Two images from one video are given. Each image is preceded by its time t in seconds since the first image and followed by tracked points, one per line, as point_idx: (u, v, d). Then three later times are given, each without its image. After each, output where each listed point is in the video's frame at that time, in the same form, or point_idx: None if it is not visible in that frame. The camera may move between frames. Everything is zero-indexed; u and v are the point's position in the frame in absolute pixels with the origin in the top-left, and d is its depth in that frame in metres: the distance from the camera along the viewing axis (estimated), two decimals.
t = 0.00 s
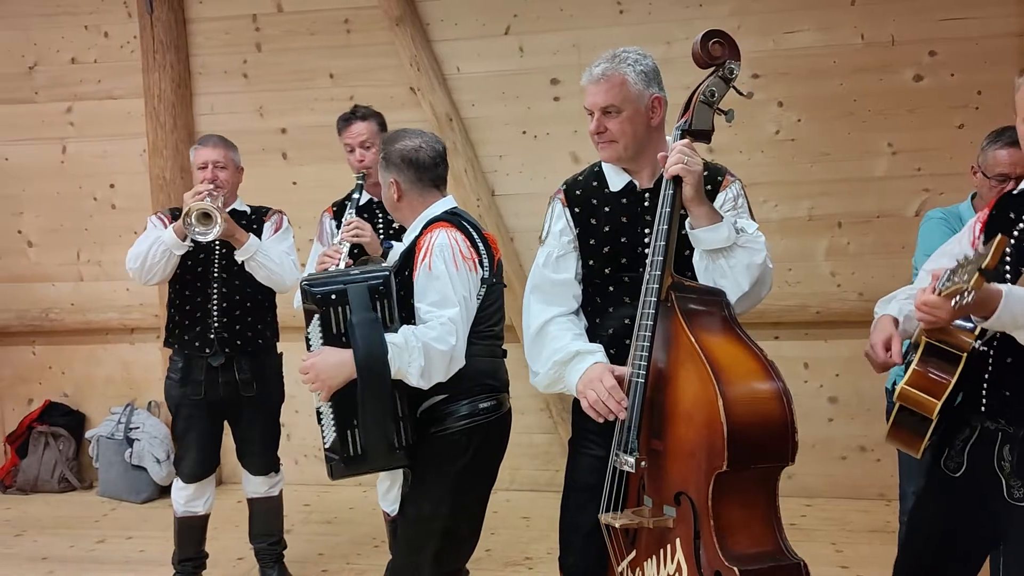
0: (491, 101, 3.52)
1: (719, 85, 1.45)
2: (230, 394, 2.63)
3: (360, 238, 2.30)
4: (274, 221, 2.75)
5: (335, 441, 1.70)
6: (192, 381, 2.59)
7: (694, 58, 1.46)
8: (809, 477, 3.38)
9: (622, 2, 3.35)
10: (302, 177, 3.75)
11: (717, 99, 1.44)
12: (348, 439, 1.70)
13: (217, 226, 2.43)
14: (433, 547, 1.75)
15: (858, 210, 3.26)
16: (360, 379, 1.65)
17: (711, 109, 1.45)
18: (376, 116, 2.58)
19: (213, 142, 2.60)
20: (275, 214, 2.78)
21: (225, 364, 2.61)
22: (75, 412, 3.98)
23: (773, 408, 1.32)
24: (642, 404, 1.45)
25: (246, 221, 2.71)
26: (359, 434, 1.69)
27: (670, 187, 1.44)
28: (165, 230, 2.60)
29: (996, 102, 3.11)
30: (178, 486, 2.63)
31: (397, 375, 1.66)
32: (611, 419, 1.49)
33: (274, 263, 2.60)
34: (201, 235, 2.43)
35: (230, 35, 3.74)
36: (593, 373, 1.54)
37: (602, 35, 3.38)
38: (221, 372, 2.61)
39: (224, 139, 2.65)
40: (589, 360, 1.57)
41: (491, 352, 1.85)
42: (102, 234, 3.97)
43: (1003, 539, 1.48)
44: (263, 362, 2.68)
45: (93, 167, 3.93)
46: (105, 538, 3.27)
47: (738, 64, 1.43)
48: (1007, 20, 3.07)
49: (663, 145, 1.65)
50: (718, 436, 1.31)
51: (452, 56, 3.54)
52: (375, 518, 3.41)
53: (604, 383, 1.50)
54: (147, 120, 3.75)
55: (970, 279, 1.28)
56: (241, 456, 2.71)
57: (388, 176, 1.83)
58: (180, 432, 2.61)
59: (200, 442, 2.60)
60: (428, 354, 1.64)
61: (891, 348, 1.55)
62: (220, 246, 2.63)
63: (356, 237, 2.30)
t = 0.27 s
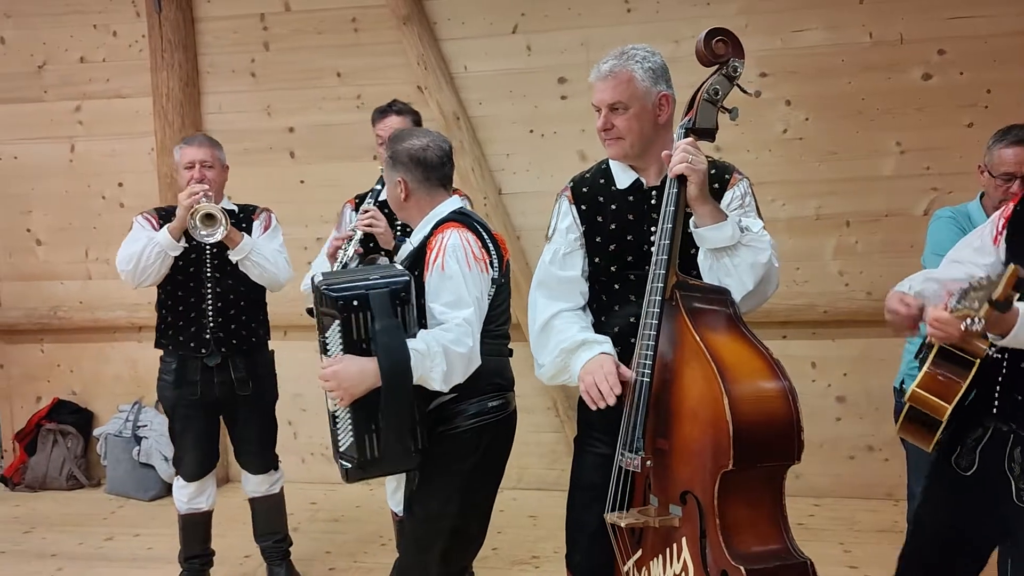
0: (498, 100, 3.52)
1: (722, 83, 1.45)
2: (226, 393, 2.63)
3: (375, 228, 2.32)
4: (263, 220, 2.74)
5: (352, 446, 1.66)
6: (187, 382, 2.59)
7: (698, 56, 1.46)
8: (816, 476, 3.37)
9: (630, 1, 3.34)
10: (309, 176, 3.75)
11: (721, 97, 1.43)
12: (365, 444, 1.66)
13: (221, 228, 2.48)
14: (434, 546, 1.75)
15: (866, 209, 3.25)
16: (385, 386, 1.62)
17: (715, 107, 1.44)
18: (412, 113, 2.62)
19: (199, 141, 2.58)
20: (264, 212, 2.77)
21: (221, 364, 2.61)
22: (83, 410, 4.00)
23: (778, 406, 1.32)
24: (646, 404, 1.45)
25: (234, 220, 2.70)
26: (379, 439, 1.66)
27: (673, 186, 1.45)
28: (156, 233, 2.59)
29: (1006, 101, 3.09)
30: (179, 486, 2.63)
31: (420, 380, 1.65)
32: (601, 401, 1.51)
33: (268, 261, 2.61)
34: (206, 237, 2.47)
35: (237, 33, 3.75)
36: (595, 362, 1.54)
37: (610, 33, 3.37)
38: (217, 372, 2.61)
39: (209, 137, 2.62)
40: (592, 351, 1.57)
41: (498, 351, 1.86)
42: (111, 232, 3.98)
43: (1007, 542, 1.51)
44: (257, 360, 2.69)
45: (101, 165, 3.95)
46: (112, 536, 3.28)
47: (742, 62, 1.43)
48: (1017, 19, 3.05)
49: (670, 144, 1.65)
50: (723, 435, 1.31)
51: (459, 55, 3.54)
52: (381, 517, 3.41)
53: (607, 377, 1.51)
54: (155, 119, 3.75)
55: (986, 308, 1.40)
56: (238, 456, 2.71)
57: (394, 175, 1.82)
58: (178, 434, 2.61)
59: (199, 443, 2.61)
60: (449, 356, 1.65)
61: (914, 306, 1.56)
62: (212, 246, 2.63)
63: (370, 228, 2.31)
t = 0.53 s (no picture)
0: (502, 100, 3.53)
1: (723, 84, 1.44)
2: (219, 395, 2.63)
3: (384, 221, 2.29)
4: (252, 221, 2.74)
5: (370, 449, 1.63)
6: (180, 385, 2.59)
7: (699, 57, 1.45)
8: (820, 477, 3.37)
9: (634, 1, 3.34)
10: (314, 176, 3.76)
11: (722, 98, 1.43)
12: (384, 447, 1.63)
13: (220, 238, 2.50)
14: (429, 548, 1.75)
15: (871, 210, 3.24)
16: (411, 391, 1.59)
17: (716, 107, 1.44)
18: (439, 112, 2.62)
19: (187, 142, 2.58)
20: (252, 213, 2.77)
21: (214, 366, 2.61)
22: (88, 409, 4.01)
23: (783, 406, 1.31)
24: (650, 404, 1.45)
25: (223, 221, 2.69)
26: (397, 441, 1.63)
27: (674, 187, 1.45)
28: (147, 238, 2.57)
29: (1012, 101, 3.08)
30: (176, 487, 2.64)
31: (442, 382, 1.64)
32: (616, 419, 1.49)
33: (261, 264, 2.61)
34: (207, 246, 2.48)
35: (242, 34, 3.75)
36: (597, 372, 1.52)
37: (614, 33, 3.37)
38: (210, 374, 2.61)
39: (196, 138, 2.62)
40: (586, 354, 1.56)
41: (501, 350, 1.86)
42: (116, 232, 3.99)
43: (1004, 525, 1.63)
44: (250, 361, 2.70)
45: (106, 165, 3.96)
46: (117, 535, 3.29)
47: (743, 63, 1.43)
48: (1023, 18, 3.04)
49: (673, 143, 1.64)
50: (727, 434, 1.31)
51: (464, 55, 3.54)
52: (385, 516, 3.42)
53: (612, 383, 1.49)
54: (160, 119, 3.76)
55: (1005, 396, 1.36)
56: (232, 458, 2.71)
57: (398, 175, 1.79)
58: (172, 436, 2.61)
59: (194, 444, 2.62)
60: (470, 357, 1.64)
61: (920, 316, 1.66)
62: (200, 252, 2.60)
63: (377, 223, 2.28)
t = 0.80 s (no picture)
0: (507, 99, 3.52)
1: (728, 83, 1.44)
2: (216, 395, 2.63)
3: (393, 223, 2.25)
4: (245, 221, 2.75)
5: (392, 449, 1.61)
6: (177, 386, 2.58)
7: (703, 56, 1.45)
8: (825, 476, 3.36)
9: None
10: (318, 175, 3.76)
11: (727, 97, 1.43)
12: (405, 447, 1.61)
13: (222, 241, 2.54)
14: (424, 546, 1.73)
15: (876, 209, 3.24)
16: (440, 390, 1.58)
17: (721, 107, 1.44)
18: (462, 111, 2.57)
19: (178, 142, 2.57)
20: (245, 212, 2.77)
21: (211, 366, 2.62)
22: (93, 408, 4.02)
23: (789, 406, 1.31)
24: (655, 403, 1.44)
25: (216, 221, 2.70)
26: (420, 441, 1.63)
27: (681, 182, 1.44)
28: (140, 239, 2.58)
29: (1018, 100, 3.07)
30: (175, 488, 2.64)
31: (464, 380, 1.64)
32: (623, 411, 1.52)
33: (258, 264, 2.64)
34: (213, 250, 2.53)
35: (247, 33, 3.76)
36: (606, 368, 1.55)
37: (619, 32, 3.37)
38: (206, 374, 2.61)
39: (187, 137, 2.61)
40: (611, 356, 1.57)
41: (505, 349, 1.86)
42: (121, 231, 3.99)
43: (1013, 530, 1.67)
44: (245, 361, 2.70)
45: (111, 164, 3.96)
46: (122, 534, 3.30)
47: (748, 62, 1.43)
48: None
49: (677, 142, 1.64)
50: (734, 434, 1.31)
51: (468, 54, 3.54)
52: (389, 515, 3.42)
53: (615, 380, 1.51)
54: (165, 118, 3.76)
55: None
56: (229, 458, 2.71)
57: (402, 173, 1.75)
58: (169, 436, 2.61)
59: (191, 445, 2.62)
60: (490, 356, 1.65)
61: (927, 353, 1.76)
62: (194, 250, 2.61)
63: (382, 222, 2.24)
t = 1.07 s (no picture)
0: (510, 99, 3.52)
1: (734, 82, 1.43)
2: (217, 395, 2.63)
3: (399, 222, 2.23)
4: (241, 220, 2.76)
5: (412, 453, 1.54)
6: (176, 386, 2.57)
7: (709, 55, 1.45)
8: (829, 477, 3.35)
9: None
10: (322, 175, 3.76)
11: (733, 96, 1.42)
12: (425, 450, 1.56)
13: (225, 244, 2.55)
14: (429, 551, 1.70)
15: (881, 209, 3.23)
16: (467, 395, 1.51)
17: (727, 106, 1.43)
18: (481, 110, 2.57)
19: (173, 142, 2.56)
20: (241, 212, 2.78)
21: (211, 366, 2.61)
22: (97, 408, 4.02)
23: (793, 406, 1.31)
24: (659, 403, 1.44)
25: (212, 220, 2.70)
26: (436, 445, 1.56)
27: (687, 183, 1.43)
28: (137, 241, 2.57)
29: None
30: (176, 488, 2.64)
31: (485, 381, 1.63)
32: (622, 411, 1.51)
33: (257, 263, 2.65)
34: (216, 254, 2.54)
35: (251, 32, 3.76)
36: (606, 367, 1.55)
37: (623, 32, 3.36)
38: (207, 374, 2.61)
39: (183, 137, 2.61)
40: (606, 357, 1.57)
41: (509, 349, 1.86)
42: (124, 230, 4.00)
43: (1013, 528, 1.72)
44: (245, 361, 2.71)
45: (115, 164, 3.97)
46: (126, 533, 3.30)
47: (753, 61, 1.42)
48: None
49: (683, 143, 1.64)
50: (737, 433, 1.30)
51: (472, 53, 3.54)
52: (393, 515, 3.42)
53: (614, 381, 1.51)
54: (169, 118, 3.77)
55: None
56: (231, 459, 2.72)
57: (408, 172, 1.71)
58: (170, 436, 2.61)
59: (191, 444, 2.62)
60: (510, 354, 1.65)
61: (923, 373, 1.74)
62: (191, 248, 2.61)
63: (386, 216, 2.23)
